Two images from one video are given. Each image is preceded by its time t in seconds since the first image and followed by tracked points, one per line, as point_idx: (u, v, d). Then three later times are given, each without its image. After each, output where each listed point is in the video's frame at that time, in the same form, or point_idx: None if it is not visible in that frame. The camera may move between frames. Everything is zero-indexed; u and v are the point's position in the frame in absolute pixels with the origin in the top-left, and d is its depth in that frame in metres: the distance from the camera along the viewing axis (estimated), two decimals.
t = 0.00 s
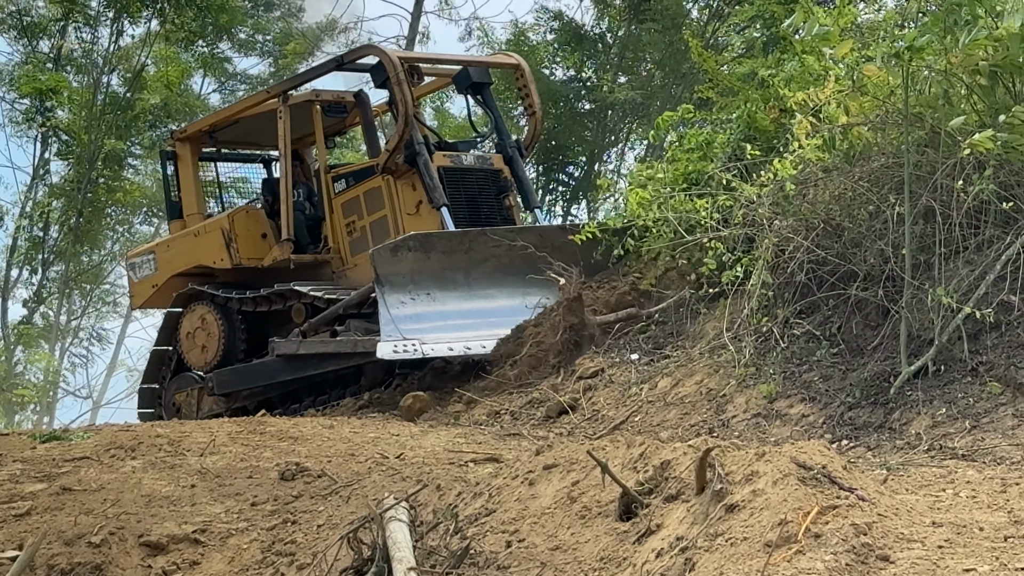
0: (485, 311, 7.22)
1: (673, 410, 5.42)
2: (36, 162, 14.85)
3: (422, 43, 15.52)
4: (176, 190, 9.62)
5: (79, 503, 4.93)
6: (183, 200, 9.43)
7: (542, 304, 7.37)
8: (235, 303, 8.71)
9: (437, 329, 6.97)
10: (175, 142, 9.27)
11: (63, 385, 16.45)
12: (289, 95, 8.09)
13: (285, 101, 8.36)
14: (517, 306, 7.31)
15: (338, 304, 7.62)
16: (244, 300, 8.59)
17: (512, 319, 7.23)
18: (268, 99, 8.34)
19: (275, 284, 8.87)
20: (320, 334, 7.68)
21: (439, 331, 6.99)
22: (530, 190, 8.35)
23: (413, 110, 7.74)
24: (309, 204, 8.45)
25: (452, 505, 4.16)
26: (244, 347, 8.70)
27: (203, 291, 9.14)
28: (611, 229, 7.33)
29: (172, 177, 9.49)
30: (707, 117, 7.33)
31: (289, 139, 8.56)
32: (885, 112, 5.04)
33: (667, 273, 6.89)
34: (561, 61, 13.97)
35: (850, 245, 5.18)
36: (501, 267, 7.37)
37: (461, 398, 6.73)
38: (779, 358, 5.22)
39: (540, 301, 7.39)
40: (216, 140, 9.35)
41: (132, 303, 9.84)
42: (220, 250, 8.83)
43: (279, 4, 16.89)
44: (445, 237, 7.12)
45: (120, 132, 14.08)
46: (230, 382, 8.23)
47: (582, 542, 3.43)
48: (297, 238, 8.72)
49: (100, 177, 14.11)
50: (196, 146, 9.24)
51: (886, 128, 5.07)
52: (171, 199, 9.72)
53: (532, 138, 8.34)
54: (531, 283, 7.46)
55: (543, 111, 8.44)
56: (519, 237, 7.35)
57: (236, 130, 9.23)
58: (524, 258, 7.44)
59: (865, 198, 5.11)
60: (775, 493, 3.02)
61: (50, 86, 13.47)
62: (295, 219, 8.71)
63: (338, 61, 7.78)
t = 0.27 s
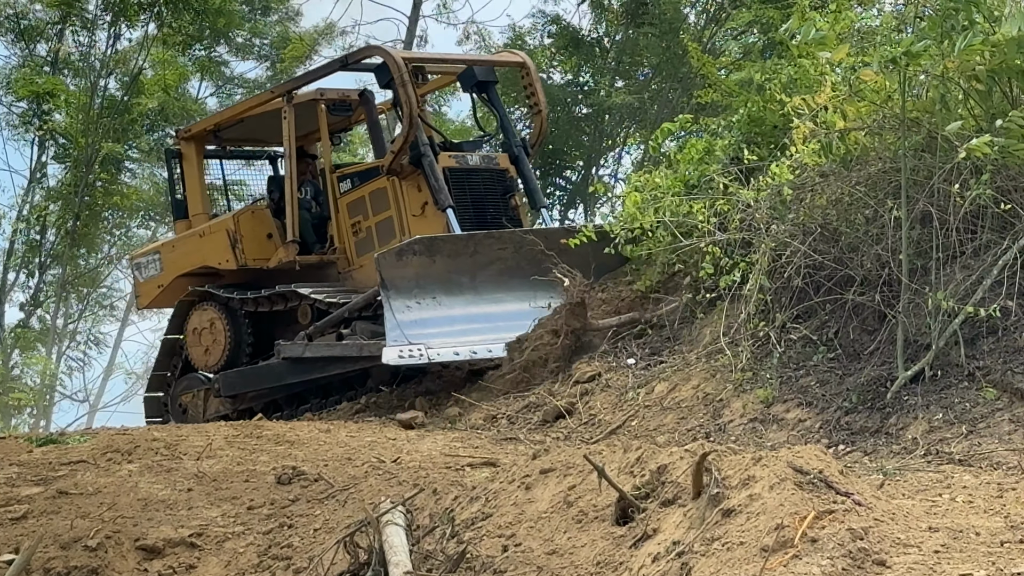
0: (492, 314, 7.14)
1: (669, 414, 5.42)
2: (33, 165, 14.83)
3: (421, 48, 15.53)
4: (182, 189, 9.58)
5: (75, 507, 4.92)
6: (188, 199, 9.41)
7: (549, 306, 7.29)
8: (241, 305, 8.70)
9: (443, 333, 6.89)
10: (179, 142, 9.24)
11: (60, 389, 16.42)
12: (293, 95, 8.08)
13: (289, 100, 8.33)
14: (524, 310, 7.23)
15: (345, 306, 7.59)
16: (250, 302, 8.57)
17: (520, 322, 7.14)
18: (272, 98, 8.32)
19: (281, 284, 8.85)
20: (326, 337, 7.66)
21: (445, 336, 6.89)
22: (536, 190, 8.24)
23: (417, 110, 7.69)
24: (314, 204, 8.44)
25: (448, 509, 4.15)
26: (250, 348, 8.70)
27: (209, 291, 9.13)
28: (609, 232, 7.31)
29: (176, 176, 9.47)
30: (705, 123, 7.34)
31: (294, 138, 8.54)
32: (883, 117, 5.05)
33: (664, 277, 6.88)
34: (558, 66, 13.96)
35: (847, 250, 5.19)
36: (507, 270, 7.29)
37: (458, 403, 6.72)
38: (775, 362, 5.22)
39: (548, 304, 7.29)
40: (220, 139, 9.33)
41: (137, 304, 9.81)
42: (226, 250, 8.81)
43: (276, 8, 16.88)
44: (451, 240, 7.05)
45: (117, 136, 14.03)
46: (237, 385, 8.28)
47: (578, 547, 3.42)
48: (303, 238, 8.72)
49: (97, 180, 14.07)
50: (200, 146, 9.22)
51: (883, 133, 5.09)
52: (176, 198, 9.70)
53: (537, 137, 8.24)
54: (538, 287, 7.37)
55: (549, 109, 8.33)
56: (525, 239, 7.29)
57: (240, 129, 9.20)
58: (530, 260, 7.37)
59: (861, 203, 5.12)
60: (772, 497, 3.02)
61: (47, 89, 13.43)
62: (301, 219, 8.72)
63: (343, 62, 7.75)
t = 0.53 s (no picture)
0: (504, 315, 7.13)
1: (672, 417, 5.42)
2: (36, 167, 14.84)
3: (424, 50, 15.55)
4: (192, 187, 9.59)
5: (77, 509, 4.92)
6: (199, 198, 9.41)
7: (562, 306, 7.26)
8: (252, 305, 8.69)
9: (455, 334, 6.89)
10: (189, 140, 9.23)
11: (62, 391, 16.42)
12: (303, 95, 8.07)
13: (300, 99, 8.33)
14: (537, 310, 7.20)
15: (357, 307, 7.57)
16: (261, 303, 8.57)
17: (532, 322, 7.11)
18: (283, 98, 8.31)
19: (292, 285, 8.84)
20: (338, 337, 7.62)
21: (458, 337, 6.90)
22: (547, 189, 8.31)
23: (428, 109, 7.71)
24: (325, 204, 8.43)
25: (451, 512, 4.15)
26: (261, 348, 8.69)
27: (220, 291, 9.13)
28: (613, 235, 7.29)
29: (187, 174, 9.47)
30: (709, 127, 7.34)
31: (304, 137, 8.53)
32: (886, 121, 5.05)
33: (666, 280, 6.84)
34: (561, 69, 13.94)
35: (850, 254, 5.19)
36: (520, 270, 7.27)
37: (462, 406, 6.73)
38: (778, 366, 5.21)
39: (560, 305, 7.26)
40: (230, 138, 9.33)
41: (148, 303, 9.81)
42: (237, 251, 8.82)
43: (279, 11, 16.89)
44: (462, 241, 7.04)
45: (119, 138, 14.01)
46: (247, 386, 8.31)
47: (581, 550, 3.42)
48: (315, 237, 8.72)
49: (100, 183, 14.05)
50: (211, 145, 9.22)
51: (886, 137, 5.10)
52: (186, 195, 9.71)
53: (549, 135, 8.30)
54: (550, 288, 7.34)
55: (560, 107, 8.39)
56: (537, 240, 7.27)
57: (250, 128, 9.19)
58: (542, 261, 7.34)
59: (864, 207, 5.13)
60: (775, 501, 3.01)
61: (50, 91, 13.45)
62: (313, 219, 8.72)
63: (353, 61, 7.75)
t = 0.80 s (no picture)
0: (524, 317, 7.16)
1: (684, 422, 5.42)
2: (50, 170, 14.97)
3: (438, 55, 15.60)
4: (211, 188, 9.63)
5: (90, 513, 4.95)
6: (218, 199, 9.45)
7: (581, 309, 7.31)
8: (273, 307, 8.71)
9: (476, 337, 6.92)
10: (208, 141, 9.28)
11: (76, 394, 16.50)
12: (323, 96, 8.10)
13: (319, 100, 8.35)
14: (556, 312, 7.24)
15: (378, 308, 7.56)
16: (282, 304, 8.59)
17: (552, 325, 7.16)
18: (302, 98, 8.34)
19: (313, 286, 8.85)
20: (358, 339, 7.63)
21: (479, 340, 6.93)
22: (567, 189, 8.34)
23: (448, 110, 7.73)
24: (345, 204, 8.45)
25: (463, 517, 4.16)
26: (281, 351, 8.73)
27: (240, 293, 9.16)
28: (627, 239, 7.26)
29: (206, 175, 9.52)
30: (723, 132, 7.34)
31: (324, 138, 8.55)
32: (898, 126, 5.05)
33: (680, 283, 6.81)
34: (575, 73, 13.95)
35: (863, 258, 5.18)
36: (540, 272, 7.31)
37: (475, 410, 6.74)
38: (790, 371, 5.20)
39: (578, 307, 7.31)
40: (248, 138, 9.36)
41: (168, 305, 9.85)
42: (256, 252, 8.85)
43: (292, 15, 16.96)
44: (484, 243, 7.07)
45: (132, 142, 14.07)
46: (266, 388, 8.35)
47: (593, 554, 3.43)
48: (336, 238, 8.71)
49: (114, 186, 14.11)
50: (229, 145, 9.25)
51: (899, 142, 5.09)
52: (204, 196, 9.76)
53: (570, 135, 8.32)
54: (569, 290, 7.40)
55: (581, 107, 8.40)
56: (558, 242, 7.30)
57: (268, 128, 9.23)
58: (561, 263, 7.38)
59: (877, 212, 5.12)
60: (786, 506, 3.01)
61: (64, 95, 13.55)
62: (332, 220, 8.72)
63: (373, 62, 7.77)
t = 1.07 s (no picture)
0: (553, 320, 7.21)
1: (707, 426, 5.40)
2: (75, 174, 15.13)
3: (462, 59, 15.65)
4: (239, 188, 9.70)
5: (113, 515, 4.99)
6: (247, 201, 9.52)
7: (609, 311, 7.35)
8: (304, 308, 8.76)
9: (506, 339, 6.95)
10: (238, 142, 9.35)
11: (101, 396, 16.64)
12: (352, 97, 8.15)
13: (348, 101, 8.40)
14: (585, 315, 7.28)
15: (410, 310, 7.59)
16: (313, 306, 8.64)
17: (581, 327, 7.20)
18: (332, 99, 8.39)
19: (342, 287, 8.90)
20: (389, 341, 7.67)
21: (510, 342, 6.96)
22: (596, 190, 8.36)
23: (477, 112, 7.76)
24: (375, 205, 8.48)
25: (485, 520, 4.17)
26: (312, 352, 8.78)
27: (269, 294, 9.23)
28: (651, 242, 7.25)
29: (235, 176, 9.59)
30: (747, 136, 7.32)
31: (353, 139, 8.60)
32: (922, 131, 5.03)
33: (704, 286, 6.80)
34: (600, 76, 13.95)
35: (887, 263, 5.16)
36: (569, 275, 7.35)
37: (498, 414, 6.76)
38: (813, 376, 5.17)
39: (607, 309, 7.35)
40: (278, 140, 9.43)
41: (198, 305, 9.94)
42: (286, 253, 8.91)
43: (317, 20, 17.06)
44: (514, 245, 7.12)
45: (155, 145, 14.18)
46: (296, 390, 8.38)
47: (614, 558, 3.42)
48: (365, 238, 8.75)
49: (139, 190, 14.22)
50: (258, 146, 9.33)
51: (923, 147, 5.07)
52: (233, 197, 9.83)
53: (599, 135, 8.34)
54: (598, 293, 7.44)
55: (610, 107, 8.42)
56: (587, 244, 7.34)
57: (298, 130, 9.29)
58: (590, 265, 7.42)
59: (901, 217, 5.10)
60: (808, 511, 3.00)
61: (88, 98, 13.73)
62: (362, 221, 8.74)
63: (402, 63, 7.81)
